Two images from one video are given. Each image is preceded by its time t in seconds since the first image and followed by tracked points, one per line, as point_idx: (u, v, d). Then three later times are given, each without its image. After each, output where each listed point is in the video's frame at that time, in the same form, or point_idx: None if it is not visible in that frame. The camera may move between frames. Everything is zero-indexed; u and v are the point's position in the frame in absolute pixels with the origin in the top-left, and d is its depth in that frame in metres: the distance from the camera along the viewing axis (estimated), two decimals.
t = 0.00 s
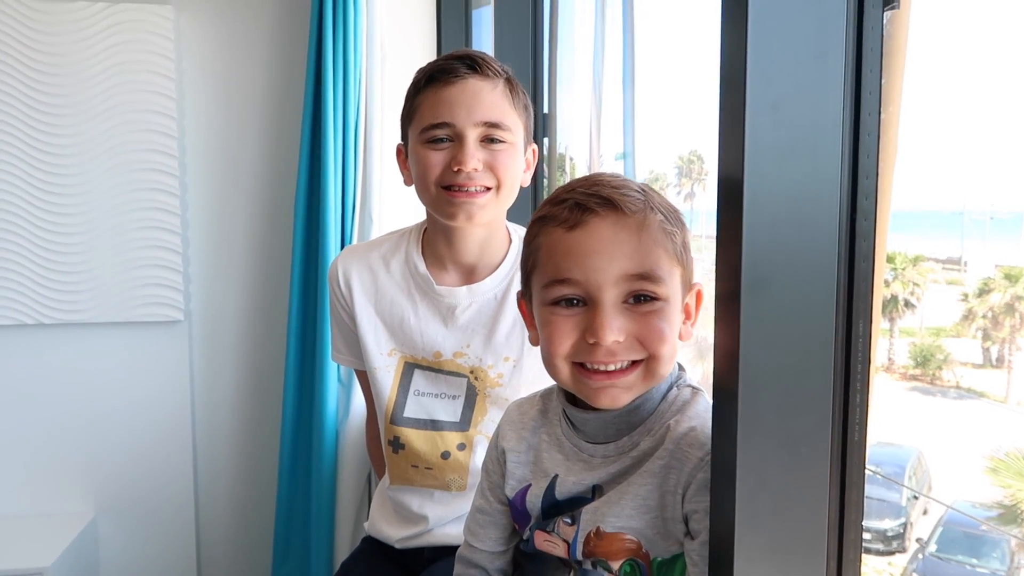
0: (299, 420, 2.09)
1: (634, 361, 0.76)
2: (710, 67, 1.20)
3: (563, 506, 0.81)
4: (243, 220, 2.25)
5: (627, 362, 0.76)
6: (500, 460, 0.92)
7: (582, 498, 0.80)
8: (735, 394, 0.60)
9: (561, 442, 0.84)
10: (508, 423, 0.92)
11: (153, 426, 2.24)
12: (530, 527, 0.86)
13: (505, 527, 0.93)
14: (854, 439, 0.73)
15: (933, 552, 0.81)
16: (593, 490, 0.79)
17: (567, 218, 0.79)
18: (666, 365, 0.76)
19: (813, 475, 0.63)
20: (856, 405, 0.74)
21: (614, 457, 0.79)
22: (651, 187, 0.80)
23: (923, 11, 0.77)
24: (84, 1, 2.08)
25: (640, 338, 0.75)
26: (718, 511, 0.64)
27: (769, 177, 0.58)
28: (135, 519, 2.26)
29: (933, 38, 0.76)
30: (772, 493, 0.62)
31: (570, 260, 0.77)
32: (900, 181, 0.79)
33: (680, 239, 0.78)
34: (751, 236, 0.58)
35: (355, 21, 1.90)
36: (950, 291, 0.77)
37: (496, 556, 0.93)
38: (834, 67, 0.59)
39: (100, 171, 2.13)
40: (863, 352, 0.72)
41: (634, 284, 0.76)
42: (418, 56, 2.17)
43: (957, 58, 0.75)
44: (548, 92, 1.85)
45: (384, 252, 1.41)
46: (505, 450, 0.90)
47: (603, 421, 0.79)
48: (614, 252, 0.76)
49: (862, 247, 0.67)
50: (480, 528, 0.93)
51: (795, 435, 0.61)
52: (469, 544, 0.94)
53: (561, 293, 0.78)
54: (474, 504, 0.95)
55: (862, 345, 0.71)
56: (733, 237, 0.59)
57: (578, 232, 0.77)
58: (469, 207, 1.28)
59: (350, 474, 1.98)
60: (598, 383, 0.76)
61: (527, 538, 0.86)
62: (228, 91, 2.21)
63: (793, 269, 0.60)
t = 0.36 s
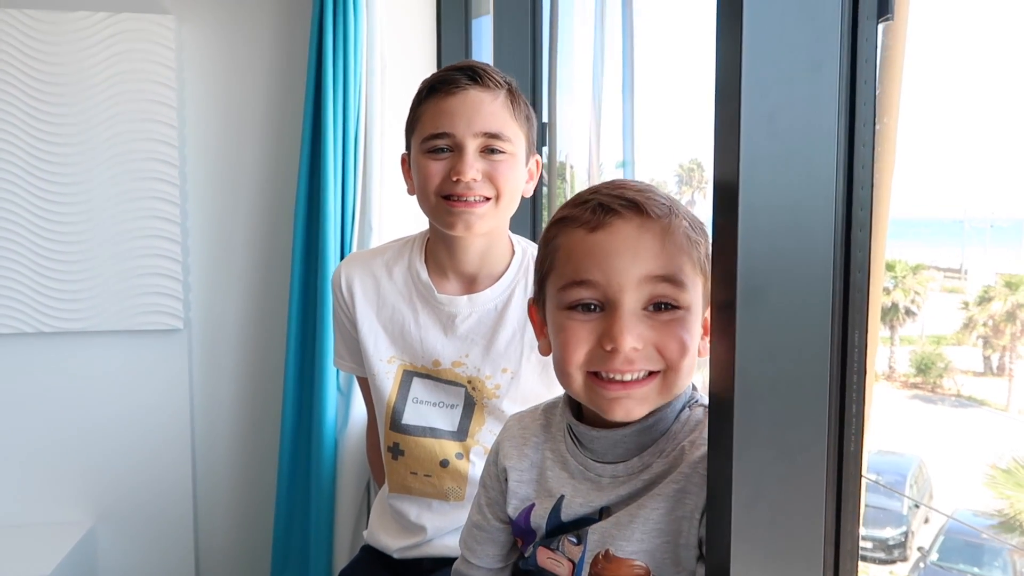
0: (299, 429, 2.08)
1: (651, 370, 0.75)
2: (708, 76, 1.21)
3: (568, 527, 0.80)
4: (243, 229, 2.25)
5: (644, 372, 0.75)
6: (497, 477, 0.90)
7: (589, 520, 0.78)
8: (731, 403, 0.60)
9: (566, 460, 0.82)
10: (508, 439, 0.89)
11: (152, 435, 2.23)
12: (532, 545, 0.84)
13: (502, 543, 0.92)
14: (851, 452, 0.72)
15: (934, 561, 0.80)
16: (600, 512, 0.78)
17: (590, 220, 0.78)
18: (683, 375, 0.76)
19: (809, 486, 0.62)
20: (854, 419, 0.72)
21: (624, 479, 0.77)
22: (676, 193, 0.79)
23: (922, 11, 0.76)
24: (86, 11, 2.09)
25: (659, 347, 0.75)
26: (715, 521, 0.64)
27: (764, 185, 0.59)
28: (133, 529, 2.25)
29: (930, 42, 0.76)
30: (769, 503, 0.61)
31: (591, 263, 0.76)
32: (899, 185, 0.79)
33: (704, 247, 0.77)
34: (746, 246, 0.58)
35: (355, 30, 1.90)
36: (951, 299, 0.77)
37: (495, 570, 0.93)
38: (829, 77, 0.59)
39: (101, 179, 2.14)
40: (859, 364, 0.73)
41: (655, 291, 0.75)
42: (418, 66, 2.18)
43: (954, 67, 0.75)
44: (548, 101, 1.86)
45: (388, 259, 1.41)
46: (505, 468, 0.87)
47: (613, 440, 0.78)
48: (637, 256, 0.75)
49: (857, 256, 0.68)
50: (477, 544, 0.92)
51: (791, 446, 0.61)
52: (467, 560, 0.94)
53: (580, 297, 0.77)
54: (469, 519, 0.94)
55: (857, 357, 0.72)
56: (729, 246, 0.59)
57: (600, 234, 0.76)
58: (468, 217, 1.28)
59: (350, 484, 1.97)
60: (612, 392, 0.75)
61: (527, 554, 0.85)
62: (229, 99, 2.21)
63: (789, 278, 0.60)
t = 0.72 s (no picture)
0: (292, 431, 2.08)
1: (634, 366, 0.74)
2: (700, 79, 1.21)
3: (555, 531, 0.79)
4: (236, 231, 2.25)
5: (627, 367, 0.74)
6: (482, 484, 0.89)
7: (576, 524, 0.78)
8: (723, 405, 0.60)
9: (553, 464, 0.81)
10: (491, 446, 0.88)
11: (144, 438, 2.22)
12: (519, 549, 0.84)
13: (489, 550, 0.92)
14: (842, 451, 0.74)
15: (928, 562, 0.81)
16: (588, 516, 0.77)
17: (566, 216, 0.78)
18: (666, 369, 0.75)
19: (801, 486, 0.63)
20: (844, 417, 0.73)
21: (611, 482, 0.77)
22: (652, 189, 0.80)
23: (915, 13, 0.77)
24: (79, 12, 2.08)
25: (641, 340, 0.74)
26: (707, 522, 0.64)
27: (755, 189, 0.59)
28: (125, 532, 2.24)
29: (923, 43, 0.77)
30: (760, 504, 0.61)
31: (570, 259, 0.76)
32: (891, 186, 0.80)
33: (681, 241, 0.77)
34: (738, 249, 0.58)
35: (349, 31, 1.90)
36: (944, 300, 0.77)
37: None
38: (820, 81, 0.60)
39: (93, 180, 2.13)
40: (849, 362, 0.72)
41: (635, 284, 0.74)
42: (412, 67, 2.18)
43: (944, 70, 0.76)
44: (542, 103, 1.86)
45: (383, 261, 1.41)
46: (489, 475, 0.87)
47: (599, 442, 0.77)
48: (615, 249, 0.74)
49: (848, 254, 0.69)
50: (462, 550, 0.92)
51: (782, 446, 0.61)
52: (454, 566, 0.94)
53: (559, 293, 0.77)
54: (455, 524, 0.94)
55: (847, 355, 0.71)
56: (720, 250, 0.60)
57: (579, 229, 0.76)
58: (467, 220, 1.28)
59: (344, 487, 1.95)
60: (597, 388, 0.74)
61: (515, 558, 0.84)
62: (222, 101, 2.20)
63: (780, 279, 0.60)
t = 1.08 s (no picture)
0: (287, 428, 2.07)
1: (616, 367, 0.74)
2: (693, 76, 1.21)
3: (541, 528, 0.79)
4: (229, 228, 2.24)
5: (610, 368, 0.74)
6: (469, 484, 0.89)
7: (561, 522, 0.78)
8: (715, 400, 0.60)
9: (539, 465, 0.82)
10: (477, 446, 0.89)
11: (138, 436, 2.21)
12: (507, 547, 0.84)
13: (479, 550, 0.92)
14: (835, 445, 0.74)
15: (922, 558, 0.81)
16: (574, 515, 0.77)
17: (545, 217, 0.77)
18: (648, 369, 0.75)
19: (793, 481, 0.63)
20: (837, 413, 0.73)
21: (596, 481, 0.77)
22: (630, 189, 0.80)
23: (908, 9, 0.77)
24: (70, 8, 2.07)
25: (623, 341, 0.74)
26: (700, 518, 0.64)
27: (748, 185, 0.59)
28: (119, 530, 2.23)
29: (917, 40, 0.77)
30: (754, 499, 0.62)
31: (549, 261, 0.76)
32: (885, 184, 0.80)
33: (659, 240, 0.78)
34: (731, 245, 0.58)
35: (343, 27, 1.90)
36: (938, 298, 0.78)
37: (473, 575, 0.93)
38: (812, 78, 0.60)
39: (86, 177, 2.11)
40: (843, 357, 0.73)
41: (616, 285, 0.74)
42: (407, 65, 2.17)
43: (936, 68, 0.76)
44: (537, 100, 1.86)
45: (373, 258, 1.41)
46: (476, 476, 0.87)
47: (583, 442, 0.77)
48: (595, 251, 0.74)
49: (842, 250, 0.69)
50: (452, 550, 0.92)
51: (776, 441, 0.62)
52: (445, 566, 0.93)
53: (540, 296, 0.76)
54: (445, 524, 0.93)
55: (841, 350, 0.72)
56: (712, 247, 0.59)
57: (558, 230, 0.76)
58: (455, 213, 1.27)
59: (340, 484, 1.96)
60: (580, 390, 0.73)
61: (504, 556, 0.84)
62: (215, 98, 2.19)
63: (772, 275, 0.60)
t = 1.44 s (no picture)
0: (283, 428, 2.07)
1: (616, 369, 0.74)
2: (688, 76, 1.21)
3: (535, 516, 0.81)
4: (224, 227, 2.23)
5: (610, 370, 0.74)
6: (479, 465, 0.90)
7: (551, 511, 0.79)
8: (710, 401, 0.60)
9: (535, 452, 0.83)
10: (490, 426, 0.91)
11: (133, 436, 2.21)
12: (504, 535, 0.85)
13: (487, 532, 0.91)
14: (830, 447, 0.74)
15: (918, 557, 0.81)
16: (562, 505, 0.78)
17: (558, 217, 0.77)
18: (649, 374, 0.74)
19: (788, 481, 0.63)
20: (833, 414, 0.73)
21: (582, 474, 0.77)
22: (647, 194, 0.78)
23: (905, 11, 0.77)
24: (65, 7, 2.06)
25: (625, 345, 0.73)
26: (695, 520, 0.64)
27: (743, 185, 0.58)
28: (115, 530, 2.23)
29: (914, 40, 0.77)
30: (749, 500, 0.61)
31: (558, 260, 0.75)
32: (881, 186, 0.81)
33: (671, 249, 0.76)
34: (726, 245, 0.58)
35: (339, 27, 1.89)
36: (935, 296, 0.78)
37: (478, 560, 0.92)
38: (807, 78, 0.60)
39: (81, 177, 2.11)
40: (838, 357, 0.73)
41: (622, 290, 0.74)
42: (403, 64, 2.17)
43: (931, 68, 0.76)
44: (533, 99, 1.86)
45: (372, 259, 1.41)
46: (482, 455, 0.89)
47: (575, 434, 0.77)
48: (604, 255, 0.74)
49: (837, 251, 0.69)
50: (461, 532, 0.92)
51: (770, 442, 0.62)
52: (451, 549, 0.93)
53: (547, 293, 0.76)
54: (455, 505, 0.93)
55: (836, 351, 0.72)
56: (706, 247, 0.59)
57: (571, 231, 0.75)
58: (453, 205, 1.26)
59: (334, 484, 1.94)
60: (578, 389, 0.74)
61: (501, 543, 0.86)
62: (211, 96, 2.19)
63: (766, 275, 0.60)
